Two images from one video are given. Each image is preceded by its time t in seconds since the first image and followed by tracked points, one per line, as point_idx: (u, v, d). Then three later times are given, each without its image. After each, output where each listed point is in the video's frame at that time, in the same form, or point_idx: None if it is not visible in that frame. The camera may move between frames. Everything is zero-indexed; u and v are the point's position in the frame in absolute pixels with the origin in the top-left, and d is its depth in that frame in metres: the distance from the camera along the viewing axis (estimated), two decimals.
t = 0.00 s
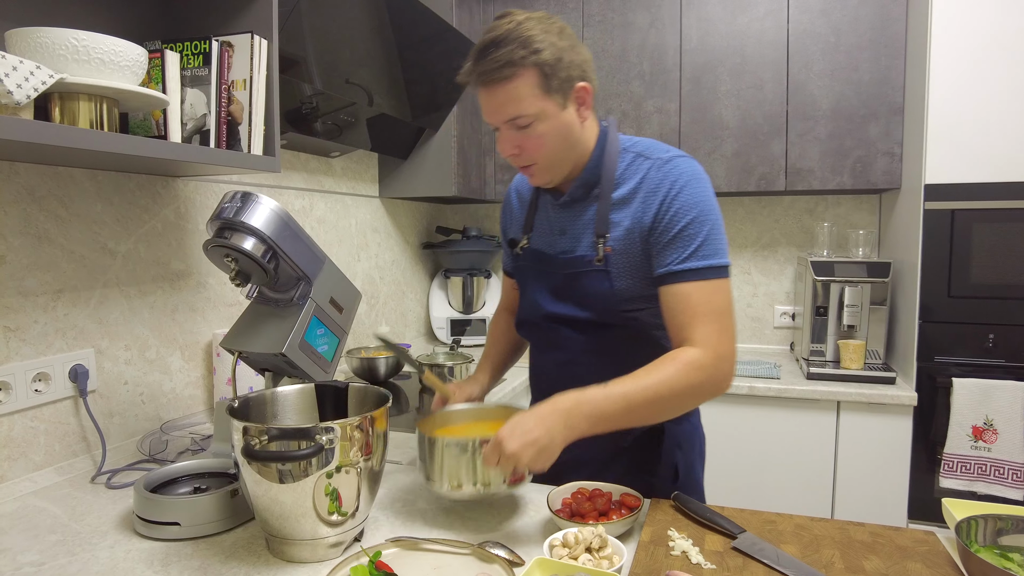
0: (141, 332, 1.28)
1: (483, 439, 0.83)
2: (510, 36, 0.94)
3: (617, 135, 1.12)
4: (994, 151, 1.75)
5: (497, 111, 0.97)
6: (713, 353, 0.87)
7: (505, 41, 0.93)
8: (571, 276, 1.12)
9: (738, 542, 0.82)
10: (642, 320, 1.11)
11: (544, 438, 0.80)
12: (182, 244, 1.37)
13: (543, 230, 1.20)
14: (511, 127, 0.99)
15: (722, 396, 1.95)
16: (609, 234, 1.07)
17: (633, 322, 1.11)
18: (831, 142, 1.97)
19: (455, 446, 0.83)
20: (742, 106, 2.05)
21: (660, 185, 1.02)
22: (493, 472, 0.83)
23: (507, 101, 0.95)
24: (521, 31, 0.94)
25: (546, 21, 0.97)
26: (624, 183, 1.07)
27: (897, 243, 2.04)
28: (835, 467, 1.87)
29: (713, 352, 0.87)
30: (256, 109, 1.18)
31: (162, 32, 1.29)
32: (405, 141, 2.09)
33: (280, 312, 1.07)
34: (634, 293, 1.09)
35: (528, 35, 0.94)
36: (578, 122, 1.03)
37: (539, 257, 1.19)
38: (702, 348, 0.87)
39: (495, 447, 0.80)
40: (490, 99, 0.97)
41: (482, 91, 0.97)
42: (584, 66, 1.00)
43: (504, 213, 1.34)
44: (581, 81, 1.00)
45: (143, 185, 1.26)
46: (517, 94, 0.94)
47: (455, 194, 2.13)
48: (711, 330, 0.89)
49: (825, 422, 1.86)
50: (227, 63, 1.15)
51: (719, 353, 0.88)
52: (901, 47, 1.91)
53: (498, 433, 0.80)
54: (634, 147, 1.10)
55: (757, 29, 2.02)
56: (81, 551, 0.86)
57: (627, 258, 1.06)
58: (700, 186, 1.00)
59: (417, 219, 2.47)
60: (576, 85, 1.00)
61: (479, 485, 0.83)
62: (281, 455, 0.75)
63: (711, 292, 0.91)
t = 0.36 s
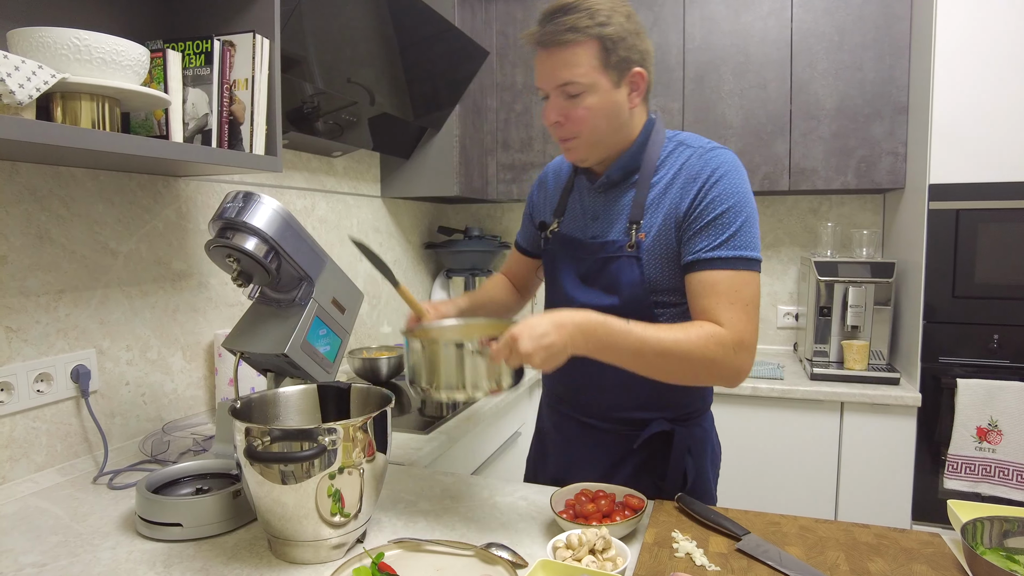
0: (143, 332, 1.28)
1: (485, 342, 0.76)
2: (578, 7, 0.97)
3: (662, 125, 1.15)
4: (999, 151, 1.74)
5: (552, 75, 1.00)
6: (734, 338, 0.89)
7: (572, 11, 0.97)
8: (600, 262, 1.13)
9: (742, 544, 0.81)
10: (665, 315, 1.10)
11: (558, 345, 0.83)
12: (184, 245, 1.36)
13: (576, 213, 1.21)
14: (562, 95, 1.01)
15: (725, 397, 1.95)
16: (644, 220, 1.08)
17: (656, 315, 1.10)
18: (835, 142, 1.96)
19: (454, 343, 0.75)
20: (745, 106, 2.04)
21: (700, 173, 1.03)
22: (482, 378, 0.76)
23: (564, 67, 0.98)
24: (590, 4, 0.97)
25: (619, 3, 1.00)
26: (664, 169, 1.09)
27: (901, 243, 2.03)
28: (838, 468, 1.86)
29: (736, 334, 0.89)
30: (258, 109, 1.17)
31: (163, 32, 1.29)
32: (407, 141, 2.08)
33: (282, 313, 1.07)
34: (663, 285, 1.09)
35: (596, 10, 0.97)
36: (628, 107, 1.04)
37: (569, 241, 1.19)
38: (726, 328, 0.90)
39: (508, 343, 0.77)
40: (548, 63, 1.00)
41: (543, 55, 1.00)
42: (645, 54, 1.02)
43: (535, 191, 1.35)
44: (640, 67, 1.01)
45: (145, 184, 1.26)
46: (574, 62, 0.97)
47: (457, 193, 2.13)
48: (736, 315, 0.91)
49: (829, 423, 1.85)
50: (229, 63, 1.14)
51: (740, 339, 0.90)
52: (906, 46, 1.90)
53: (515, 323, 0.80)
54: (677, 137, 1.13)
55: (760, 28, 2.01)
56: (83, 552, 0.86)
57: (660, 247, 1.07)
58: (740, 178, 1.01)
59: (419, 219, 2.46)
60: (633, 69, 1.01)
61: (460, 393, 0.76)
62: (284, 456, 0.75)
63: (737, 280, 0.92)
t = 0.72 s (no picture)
0: (146, 332, 1.28)
1: (443, 304, 0.80)
2: None
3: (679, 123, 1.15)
4: (1003, 151, 1.73)
5: (581, 61, 0.99)
6: (698, 332, 0.89)
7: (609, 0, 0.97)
8: (608, 256, 1.13)
9: (747, 544, 0.81)
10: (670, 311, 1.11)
11: (520, 313, 0.86)
12: (188, 245, 1.37)
13: (586, 206, 1.21)
14: (588, 83, 1.01)
15: (728, 397, 1.95)
16: (652, 213, 1.08)
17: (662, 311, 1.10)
18: (838, 142, 1.96)
19: (409, 300, 0.79)
20: (748, 106, 2.04)
21: (709, 169, 1.03)
22: (433, 337, 0.80)
23: (594, 54, 0.98)
24: None
25: None
26: (678, 165, 1.09)
27: (904, 243, 2.03)
28: (841, 468, 1.86)
29: (699, 329, 0.89)
30: (262, 108, 1.17)
31: (167, 33, 1.29)
32: (410, 140, 2.08)
33: (286, 312, 1.07)
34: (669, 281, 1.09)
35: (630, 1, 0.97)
36: (652, 104, 1.04)
37: (577, 234, 1.19)
38: (690, 321, 0.90)
39: (474, 304, 0.81)
40: (579, 49, 0.99)
41: (573, 41, 1.00)
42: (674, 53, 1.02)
43: (543, 176, 1.34)
44: (669, 65, 1.01)
45: (149, 184, 1.26)
46: (604, 51, 0.97)
47: (459, 193, 2.13)
48: (703, 310, 0.90)
49: (832, 423, 1.85)
50: (232, 63, 1.14)
51: (704, 335, 0.90)
52: (909, 46, 1.90)
53: (484, 286, 0.83)
54: (692, 134, 1.13)
55: (763, 28, 2.01)
56: (87, 551, 0.86)
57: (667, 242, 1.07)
58: (744, 176, 1.01)
59: (421, 219, 2.46)
60: (661, 66, 1.01)
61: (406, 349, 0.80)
62: (288, 456, 0.75)
63: (714, 275, 0.92)
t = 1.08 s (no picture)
0: (149, 331, 1.27)
1: (416, 307, 0.78)
2: None
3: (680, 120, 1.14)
4: (1012, 150, 1.72)
5: (580, 66, 0.98)
6: (676, 337, 0.89)
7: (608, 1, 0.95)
8: (605, 258, 1.13)
9: (757, 546, 0.80)
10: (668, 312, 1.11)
11: (495, 316, 0.85)
12: (192, 244, 1.36)
13: (583, 205, 1.20)
14: (588, 87, 1.00)
15: (734, 397, 1.93)
16: (648, 214, 1.07)
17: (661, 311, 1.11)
18: (844, 141, 1.95)
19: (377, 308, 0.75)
20: (754, 104, 2.03)
21: (704, 167, 1.02)
22: (408, 342, 0.77)
23: (594, 58, 0.96)
24: None
25: None
26: (677, 163, 1.08)
27: (911, 243, 2.01)
28: (848, 468, 1.85)
29: (677, 334, 0.89)
30: (267, 107, 1.16)
31: (170, 30, 1.28)
32: (414, 139, 2.07)
33: (290, 312, 1.06)
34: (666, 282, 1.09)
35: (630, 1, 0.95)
36: (653, 105, 1.03)
37: (575, 235, 1.19)
38: (668, 326, 0.89)
39: (452, 310, 0.81)
40: (577, 52, 0.98)
41: (570, 44, 0.98)
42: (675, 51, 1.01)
43: (539, 169, 1.33)
44: (670, 64, 1.00)
45: (152, 182, 1.25)
46: (604, 55, 0.96)
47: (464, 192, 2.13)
48: (682, 314, 0.90)
49: (839, 423, 1.84)
50: (236, 61, 1.13)
51: (681, 339, 0.90)
52: (916, 44, 1.88)
53: (462, 291, 0.83)
54: (692, 131, 1.11)
55: (769, 26, 1.99)
56: (90, 552, 0.85)
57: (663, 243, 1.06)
58: (739, 174, 0.99)
59: (425, 218, 2.46)
60: (663, 66, 1.00)
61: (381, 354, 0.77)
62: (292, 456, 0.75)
63: (697, 279, 0.91)
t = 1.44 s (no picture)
0: (152, 330, 1.25)
1: (416, 320, 0.77)
2: None
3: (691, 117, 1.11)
4: None
5: (587, 67, 0.95)
6: (682, 346, 0.87)
7: None
8: (612, 261, 1.10)
9: (775, 552, 0.78)
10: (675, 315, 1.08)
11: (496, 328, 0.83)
12: (195, 242, 1.34)
13: (590, 205, 1.17)
14: (596, 88, 0.97)
15: (744, 397, 1.91)
16: (656, 215, 1.04)
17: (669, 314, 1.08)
18: (855, 137, 1.92)
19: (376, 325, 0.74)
20: (763, 101, 2.00)
21: (715, 168, 0.99)
22: (409, 354, 0.77)
23: (603, 59, 0.93)
24: None
25: None
26: (687, 163, 1.05)
27: (924, 241, 1.98)
28: (860, 470, 1.82)
29: (683, 343, 0.87)
30: (271, 102, 1.14)
31: (172, 25, 1.26)
32: (419, 136, 2.05)
33: (294, 311, 1.04)
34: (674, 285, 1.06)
35: None
36: (664, 103, 1.01)
37: (580, 236, 1.17)
38: (674, 335, 0.87)
39: (454, 325, 0.79)
40: (584, 53, 0.95)
41: (577, 44, 0.95)
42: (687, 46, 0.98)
43: (545, 163, 1.30)
44: (682, 61, 0.97)
45: (155, 179, 1.24)
46: (613, 55, 0.93)
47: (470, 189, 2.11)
48: (689, 322, 0.88)
49: (851, 424, 1.81)
50: (240, 55, 1.11)
51: (688, 348, 0.87)
52: (930, 40, 1.85)
53: (462, 305, 0.81)
54: (704, 127, 1.08)
55: (779, 21, 1.96)
56: (90, 555, 0.83)
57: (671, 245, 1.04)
58: (750, 175, 0.97)
59: (430, 216, 2.44)
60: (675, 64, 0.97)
61: (386, 369, 0.77)
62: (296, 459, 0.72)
63: (705, 285, 0.89)
